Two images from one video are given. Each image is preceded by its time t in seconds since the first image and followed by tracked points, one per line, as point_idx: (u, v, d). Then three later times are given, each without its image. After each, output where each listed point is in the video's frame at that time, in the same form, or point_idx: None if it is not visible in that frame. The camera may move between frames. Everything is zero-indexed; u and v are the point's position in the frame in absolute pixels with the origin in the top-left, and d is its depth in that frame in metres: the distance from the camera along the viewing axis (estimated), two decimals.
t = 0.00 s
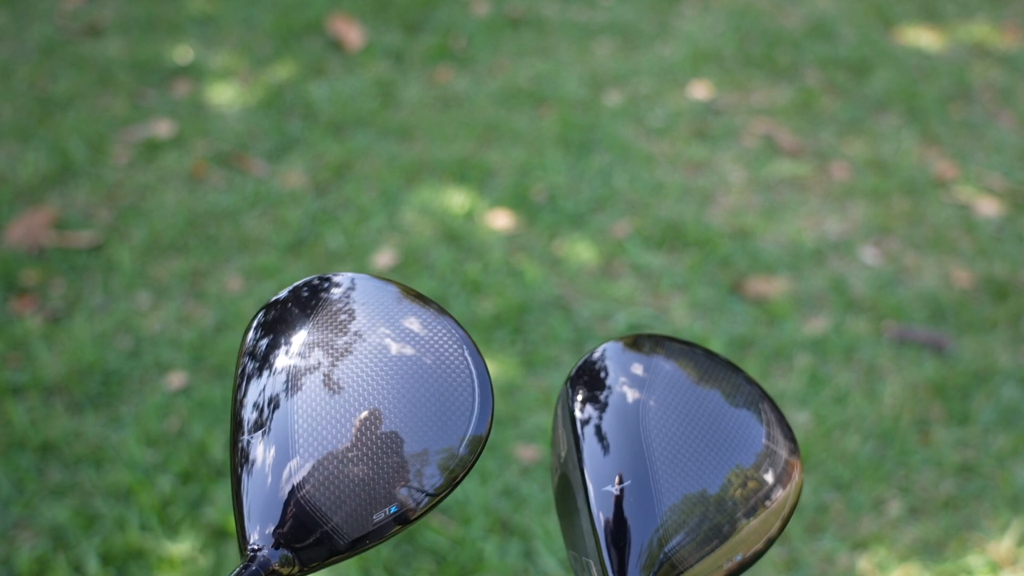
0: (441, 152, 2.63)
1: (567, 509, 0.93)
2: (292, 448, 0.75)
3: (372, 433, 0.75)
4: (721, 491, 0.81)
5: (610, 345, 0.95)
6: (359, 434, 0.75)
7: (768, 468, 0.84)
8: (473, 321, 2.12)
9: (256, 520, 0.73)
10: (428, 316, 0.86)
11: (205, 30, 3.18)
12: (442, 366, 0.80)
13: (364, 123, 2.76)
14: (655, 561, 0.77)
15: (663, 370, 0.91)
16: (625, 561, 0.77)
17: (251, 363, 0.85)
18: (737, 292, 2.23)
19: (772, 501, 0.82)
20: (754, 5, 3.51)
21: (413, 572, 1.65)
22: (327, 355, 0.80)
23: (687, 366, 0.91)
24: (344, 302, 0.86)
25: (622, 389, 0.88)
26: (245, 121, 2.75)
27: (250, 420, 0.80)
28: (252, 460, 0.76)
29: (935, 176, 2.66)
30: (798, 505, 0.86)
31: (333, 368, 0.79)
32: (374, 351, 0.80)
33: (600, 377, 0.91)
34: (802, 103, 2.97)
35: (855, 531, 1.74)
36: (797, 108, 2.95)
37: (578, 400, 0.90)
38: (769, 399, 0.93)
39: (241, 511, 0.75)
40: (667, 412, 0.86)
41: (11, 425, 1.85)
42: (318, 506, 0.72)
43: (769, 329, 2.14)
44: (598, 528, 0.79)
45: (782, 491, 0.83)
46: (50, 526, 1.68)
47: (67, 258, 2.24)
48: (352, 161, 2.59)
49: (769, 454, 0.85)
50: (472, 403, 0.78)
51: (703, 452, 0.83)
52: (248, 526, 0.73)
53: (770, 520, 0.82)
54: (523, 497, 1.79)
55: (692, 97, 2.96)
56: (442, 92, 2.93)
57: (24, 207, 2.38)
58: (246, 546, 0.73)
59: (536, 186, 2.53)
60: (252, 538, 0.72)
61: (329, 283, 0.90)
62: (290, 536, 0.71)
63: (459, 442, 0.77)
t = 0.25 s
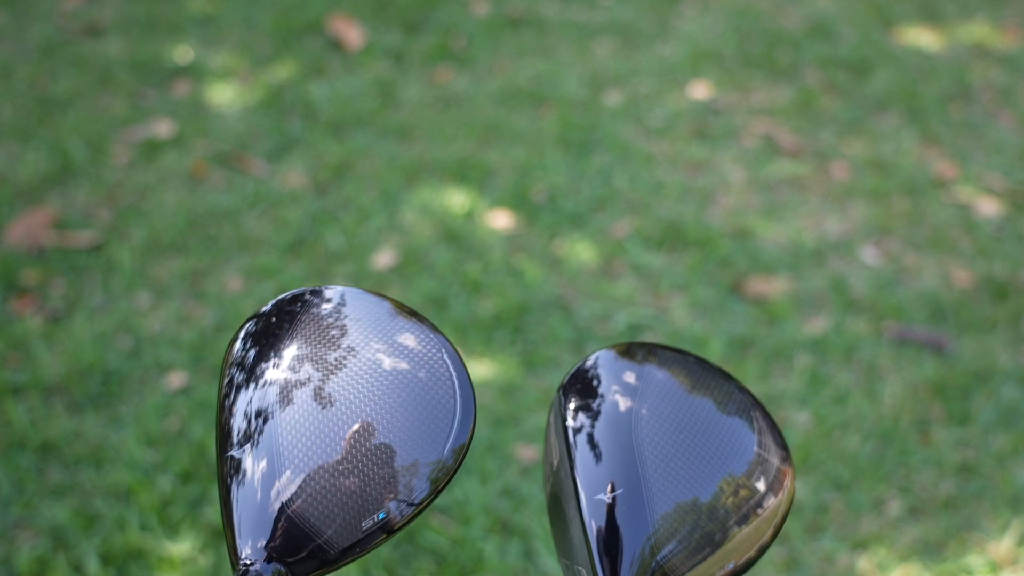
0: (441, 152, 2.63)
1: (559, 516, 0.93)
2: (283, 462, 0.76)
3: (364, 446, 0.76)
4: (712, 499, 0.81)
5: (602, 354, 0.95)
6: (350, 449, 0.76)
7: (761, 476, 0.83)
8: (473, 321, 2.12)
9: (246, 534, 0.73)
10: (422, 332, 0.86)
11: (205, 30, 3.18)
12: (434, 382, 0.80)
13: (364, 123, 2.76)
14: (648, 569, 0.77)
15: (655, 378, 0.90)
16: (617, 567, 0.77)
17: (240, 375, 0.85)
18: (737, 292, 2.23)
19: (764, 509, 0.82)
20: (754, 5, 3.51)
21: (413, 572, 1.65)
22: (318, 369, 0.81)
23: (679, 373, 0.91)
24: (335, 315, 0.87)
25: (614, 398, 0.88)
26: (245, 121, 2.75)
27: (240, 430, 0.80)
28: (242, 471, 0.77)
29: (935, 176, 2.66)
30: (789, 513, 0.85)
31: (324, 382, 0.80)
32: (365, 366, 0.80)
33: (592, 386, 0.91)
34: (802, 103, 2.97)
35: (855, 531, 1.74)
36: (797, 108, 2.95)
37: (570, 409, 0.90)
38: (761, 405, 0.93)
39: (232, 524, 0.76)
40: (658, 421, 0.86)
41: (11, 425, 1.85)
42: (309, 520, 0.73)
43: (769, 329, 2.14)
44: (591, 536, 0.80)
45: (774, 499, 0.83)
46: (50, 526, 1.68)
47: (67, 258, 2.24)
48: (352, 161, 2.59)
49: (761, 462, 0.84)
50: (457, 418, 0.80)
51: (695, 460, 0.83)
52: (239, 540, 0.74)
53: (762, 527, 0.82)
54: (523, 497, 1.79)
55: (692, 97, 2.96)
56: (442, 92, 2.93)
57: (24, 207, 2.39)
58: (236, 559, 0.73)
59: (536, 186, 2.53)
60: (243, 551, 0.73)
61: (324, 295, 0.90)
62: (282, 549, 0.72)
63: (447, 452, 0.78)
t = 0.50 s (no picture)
0: (441, 152, 2.63)
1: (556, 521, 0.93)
2: (245, 449, 0.75)
3: (323, 432, 0.75)
4: (711, 501, 0.81)
5: (599, 355, 0.95)
6: (308, 434, 0.75)
7: (760, 478, 0.84)
8: (473, 321, 2.12)
9: (204, 512, 0.73)
10: (379, 310, 0.86)
11: (205, 30, 3.18)
12: (389, 361, 0.80)
13: (364, 123, 2.76)
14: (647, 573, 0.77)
15: (653, 381, 0.90)
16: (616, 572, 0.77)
17: (210, 362, 0.85)
18: (738, 292, 2.23)
19: (763, 511, 0.82)
20: (754, 5, 3.51)
21: (413, 572, 1.65)
22: (280, 352, 0.81)
23: (678, 376, 0.91)
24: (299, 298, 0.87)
25: (611, 400, 0.88)
26: (245, 121, 2.75)
27: (204, 421, 0.80)
28: (203, 462, 0.76)
29: (935, 176, 2.66)
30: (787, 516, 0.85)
31: (286, 365, 0.79)
32: (324, 348, 0.80)
33: (589, 388, 0.91)
34: (802, 103, 2.97)
35: (855, 531, 1.74)
36: (797, 108, 2.95)
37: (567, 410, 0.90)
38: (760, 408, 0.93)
39: (192, 504, 0.75)
40: (655, 424, 0.86)
41: (10, 425, 1.85)
42: (268, 504, 0.73)
43: (769, 329, 2.14)
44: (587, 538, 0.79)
45: (773, 501, 0.83)
46: (50, 526, 1.68)
47: (67, 258, 2.24)
48: (352, 161, 2.59)
49: (761, 464, 0.85)
50: (425, 405, 0.79)
51: (691, 461, 0.83)
52: (197, 517, 0.73)
53: (761, 529, 0.82)
54: (523, 497, 1.79)
55: (692, 97, 2.96)
56: (442, 92, 2.93)
57: (24, 207, 2.38)
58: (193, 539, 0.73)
59: (536, 186, 2.53)
60: (199, 530, 0.72)
61: (285, 282, 0.90)
62: (240, 531, 0.72)
63: (407, 442, 0.77)
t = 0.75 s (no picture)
0: (441, 152, 2.63)
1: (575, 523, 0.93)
2: (238, 430, 0.75)
3: (314, 414, 0.75)
4: (734, 499, 0.81)
5: (612, 353, 0.95)
6: (300, 415, 0.75)
7: (783, 473, 0.84)
8: (473, 321, 2.12)
9: (196, 491, 0.73)
10: (369, 290, 0.86)
11: (205, 30, 3.18)
12: (381, 341, 0.80)
13: (364, 123, 2.76)
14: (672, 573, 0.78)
15: (674, 380, 0.90)
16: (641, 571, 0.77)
17: (207, 345, 0.85)
18: (738, 292, 2.23)
19: (786, 507, 0.83)
20: (754, 5, 3.51)
21: (413, 572, 1.65)
22: (273, 332, 0.81)
23: (701, 376, 0.90)
24: (293, 278, 0.87)
25: (629, 399, 0.88)
26: (245, 121, 2.75)
27: (199, 405, 0.80)
28: (197, 445, 0.76)
29: (935, 176, 2.66)
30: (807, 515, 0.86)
31: (278, 346, 0.79)
32: (316, 328, 0.80)
33: (604, 386, 0.91)
34: (802, 103, 2.97)
35: (855, 531, 1.74)
36: (797, 108, 2.95)
37: (583, 407, 0.90)
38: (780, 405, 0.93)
39: (185, 484, 0.75)
40: (675, 424, 0.85)
41: (10, 425, 1.85)
42: (260, 485, 0.73)
43: (769, 329, 2.14)
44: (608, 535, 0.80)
45: (797, 497, 0.84)
46: (50, 526, 1.68)
47: (67, 258, 2.24)
48: (352, 161, 2.59)
49: (783, 459, 0.85)
50: (420, 389, 0.79)
51: (711, 457, 0.83)
52: (188, 497, 0.73)
53: (783, 524, 0.82)
54: (523, 497, 1.79)
55: (692, 97, 2.96)
56: (442, 92, 2.93)
57: (24, 207, 2.38)
58: (185, 519, 0.73)
59: (536, 186, 2.53)
60: (191, 509, 0.72)
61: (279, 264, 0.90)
62: (232, 511, 0.72)
63: (398, 426, 0.77)
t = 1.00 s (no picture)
0: (441, 152, 2.63)
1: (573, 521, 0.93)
2: (243, 454, 0.75)
3: (320, 437, 0.75)
4: (737, 488, 0.82)
5: (604, 344, 0.95)
6: (306, 438, 0.75)
7: (787, 459, 0.84)
8: (473, 321, 2.12)
9: (201, 514, 0.73)
10: (374, 312, 0.86)
11: (205, 30, 3.18)
12: (387, 365, 0.80)
13: (364, 123, 2.76)
14: (678, 569, 0.78)
15: (686, 374, 0.89)
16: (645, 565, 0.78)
17: (212, 367, 0.85)
18: (737, 292, 2.23)
19: (788, 494, 0.83)
20: (754, 5, 3.51)
21: (413, 572, 1.65)
22: (278, 355, 0.81)
23: (716, 369, 0.90)
24: (298, 301, 0.87)
25: (629, 391, 0.88)
26: (245, 121, 2.75)
27: (204, 427, 0.80)
28: (202, 469, 0.76)
29: (935, 176, 2.66)
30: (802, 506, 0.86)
31: (284, 369, 0.80)
32: (322, 352, 0.81)
33: (595, 377, 0.91)
34: (802, 103, 2.97)
35: (855, 531, 1.74)
36: (797, 108, 2.95)
37: (574, 397, 0.90)
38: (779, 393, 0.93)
39: (189, 508, 0.75)
40: (679, 416, 0.85)
41: (10, 425, 1.85)
42: (266, 509, 0.72)
43: (769, 329, 2.14)
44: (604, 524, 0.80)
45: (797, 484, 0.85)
46: (50, 526, 1.68)
47: (67, 258, 2.24)
48: (352, 161, 2.59)
49: (788, 445, 0.85)
50: (425, 412, 0.79)
51: (715, 447, 0.83)
52: (193, 520, 0.73)
53: (784, 511, 0.83)
54: (523, 497, 1.79)
55: (692, 97, 2.96)
56: (442, 92, 2.93)
57: (24, 207, 2.39)
58: (190, 541, 0.72)
59: (536, 186, 2.53)
60: (196, 532, 0.72)
61: (285, 287, 0.90)
62: (237, 534, 0.71)
63: (404, 449, 0.77)
